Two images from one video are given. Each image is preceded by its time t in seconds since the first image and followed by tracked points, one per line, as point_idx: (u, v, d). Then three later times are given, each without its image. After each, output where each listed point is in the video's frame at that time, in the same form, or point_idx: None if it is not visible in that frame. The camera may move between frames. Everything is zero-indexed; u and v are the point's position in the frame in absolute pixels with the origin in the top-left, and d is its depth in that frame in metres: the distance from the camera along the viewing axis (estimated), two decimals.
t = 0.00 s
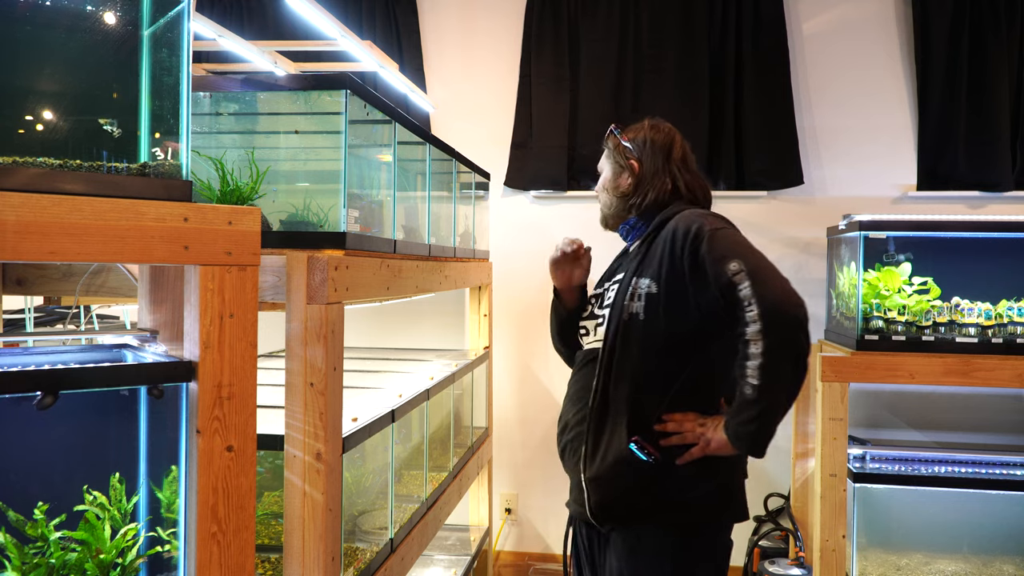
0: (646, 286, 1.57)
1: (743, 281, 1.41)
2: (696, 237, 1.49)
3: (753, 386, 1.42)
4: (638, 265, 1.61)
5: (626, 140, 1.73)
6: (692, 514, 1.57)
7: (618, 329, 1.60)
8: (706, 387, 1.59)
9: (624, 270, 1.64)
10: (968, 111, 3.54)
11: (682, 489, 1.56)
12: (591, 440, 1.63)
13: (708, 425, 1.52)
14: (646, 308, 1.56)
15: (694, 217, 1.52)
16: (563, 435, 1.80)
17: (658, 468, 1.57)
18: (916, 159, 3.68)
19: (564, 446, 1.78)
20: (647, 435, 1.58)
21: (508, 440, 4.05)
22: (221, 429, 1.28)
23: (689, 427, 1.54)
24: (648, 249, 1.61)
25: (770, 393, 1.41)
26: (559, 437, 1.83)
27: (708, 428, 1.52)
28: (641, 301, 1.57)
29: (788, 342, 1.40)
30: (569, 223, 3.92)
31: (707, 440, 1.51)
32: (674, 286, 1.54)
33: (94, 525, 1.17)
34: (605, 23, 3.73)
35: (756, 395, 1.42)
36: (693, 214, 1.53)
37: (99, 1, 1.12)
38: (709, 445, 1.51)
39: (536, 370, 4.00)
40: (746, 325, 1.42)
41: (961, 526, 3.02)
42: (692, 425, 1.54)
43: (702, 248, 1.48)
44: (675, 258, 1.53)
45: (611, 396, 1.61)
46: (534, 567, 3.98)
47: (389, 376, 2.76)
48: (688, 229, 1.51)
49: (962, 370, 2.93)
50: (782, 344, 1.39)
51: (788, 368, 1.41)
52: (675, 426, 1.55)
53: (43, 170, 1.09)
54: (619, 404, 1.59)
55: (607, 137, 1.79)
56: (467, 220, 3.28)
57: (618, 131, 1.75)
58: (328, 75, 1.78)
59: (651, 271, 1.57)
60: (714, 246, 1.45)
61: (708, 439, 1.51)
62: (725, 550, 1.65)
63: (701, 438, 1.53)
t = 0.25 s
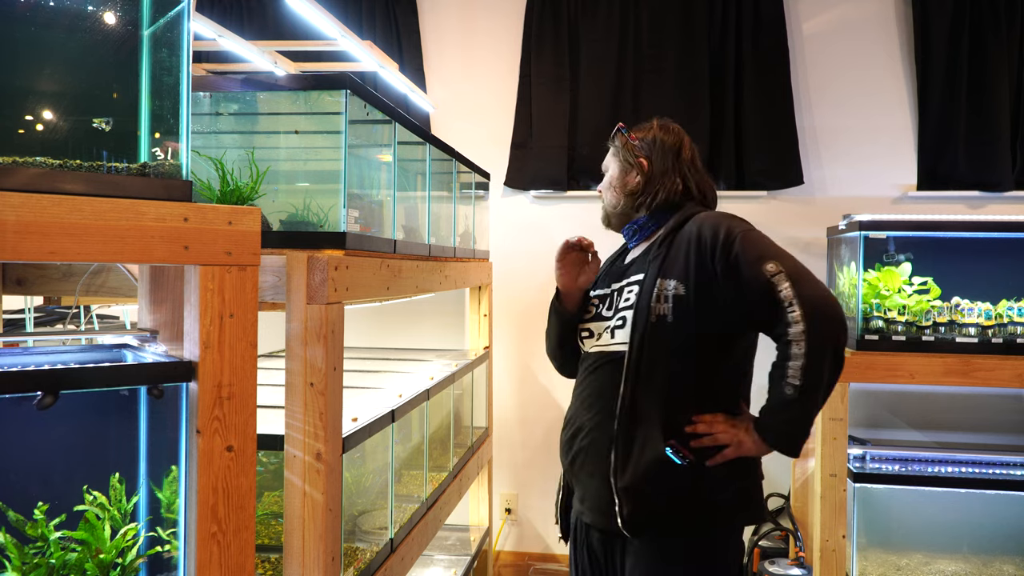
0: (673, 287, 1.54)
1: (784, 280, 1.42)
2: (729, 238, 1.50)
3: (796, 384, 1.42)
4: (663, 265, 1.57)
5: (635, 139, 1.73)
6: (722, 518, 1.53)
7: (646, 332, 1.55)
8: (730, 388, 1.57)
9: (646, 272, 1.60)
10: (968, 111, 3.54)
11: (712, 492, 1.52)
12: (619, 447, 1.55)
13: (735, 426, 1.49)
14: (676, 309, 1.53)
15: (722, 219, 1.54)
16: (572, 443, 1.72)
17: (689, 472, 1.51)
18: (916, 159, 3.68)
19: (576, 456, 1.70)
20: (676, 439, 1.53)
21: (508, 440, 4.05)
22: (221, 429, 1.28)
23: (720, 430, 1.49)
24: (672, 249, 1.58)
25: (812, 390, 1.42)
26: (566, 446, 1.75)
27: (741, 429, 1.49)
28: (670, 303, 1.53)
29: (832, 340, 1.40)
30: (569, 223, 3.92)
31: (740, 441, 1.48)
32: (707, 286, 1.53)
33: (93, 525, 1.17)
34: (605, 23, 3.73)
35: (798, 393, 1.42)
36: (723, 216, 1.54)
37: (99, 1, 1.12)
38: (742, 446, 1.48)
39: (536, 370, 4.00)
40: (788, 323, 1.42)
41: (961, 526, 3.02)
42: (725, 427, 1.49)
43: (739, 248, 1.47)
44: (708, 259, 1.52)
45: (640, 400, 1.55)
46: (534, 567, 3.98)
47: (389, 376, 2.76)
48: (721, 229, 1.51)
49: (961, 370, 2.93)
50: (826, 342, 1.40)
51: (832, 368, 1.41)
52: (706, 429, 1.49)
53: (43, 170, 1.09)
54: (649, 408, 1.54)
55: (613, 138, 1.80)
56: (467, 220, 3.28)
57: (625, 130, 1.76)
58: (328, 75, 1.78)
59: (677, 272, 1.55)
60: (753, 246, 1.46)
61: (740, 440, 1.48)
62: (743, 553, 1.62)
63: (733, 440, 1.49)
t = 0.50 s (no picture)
0: (684, 284, 1.54)
1: (800, 276, 1.46)
2: (741, 237, 1.52)
3: (810, 378, 1.46)
4: (672, 263, 1.57)
5: (643, 139, 1.73)
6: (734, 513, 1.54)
7: (657, 329, 1.54)
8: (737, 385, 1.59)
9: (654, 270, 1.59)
10: (968, 111, 3.54)
11: (725, 488, 1.53)
12: (632, 445, 1.54)
13: (745, 421, 1.52)
14: (687, 306, 1.53)
15: (731, 218, 1.56)
16: (576, 443, 1.70)
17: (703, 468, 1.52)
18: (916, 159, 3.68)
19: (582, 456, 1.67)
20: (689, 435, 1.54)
21: (508, 440, 4.04)
22: (221, 429, 1.28)
23: (732, 425, 1.52)
24: (682, 248, 1.58)
25: (826, 384, 1.46)
26: (569, 447, 1.72)
27: (753, 424, 1.52)
28: (681, 300, 1.53)
29: (844, 335, 1.45)
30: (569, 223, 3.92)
31: (752, 435, 1.51)
32: (718, 284, 1.54)
33: (93, 525, 1.16)
34: (605, 23, 3.73)
35: (813, 387, 1.46)
36: (732, 216, 1.57)
37: (99, 1, 1.12)
38: (754, 439, 1.51)
39: (536, 370, 4.00)
40: (804, 319, 1.46)
41: (961, 526, 3.02)
42: (737, 422, 1.52)
43: (754, 246, 1.50)
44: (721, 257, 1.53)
45: (652, 397, 1.54)
46: (534, 567, 3.98)
47: (389, 376, 2.76)
48: (732, 228, 1.53)
49: (961, 370, 2.93)
50: (839, 337, 1.45)
51: (844, 362, 1.46)
52: (718, 423, 1.52)
53: (43, 170, 1.09)
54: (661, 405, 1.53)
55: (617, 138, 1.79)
56: (467, 220, 3.28)
57: (632, 130, 1.75)
58: (328, 75, 1.78)
59: (687, 269, 1.55)
60: (768, 245, 1.49)
61: (751, 434, 1.51)
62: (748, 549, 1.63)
63: (744, 434, 1.52)
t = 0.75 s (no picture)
0: (670, 282, 1.54)
1: (783, 270, 1.44)
2: (726, 232, 1.51)
3: (798, 371, 1.46)
4: (658, 260, 1.57)
5: (643, 130, 1.69)
6: (731, 508, 1.54)
7: (645, 329, 1.55)
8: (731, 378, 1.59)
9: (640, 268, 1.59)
10: (968, 111, 3.54)
11: (720, 483, 1.53)
12: (625, 444, 1.54)
13: (736, 415, 1.52)
14: (674, 304, 1.53)
15: (715, 212, 1.55)
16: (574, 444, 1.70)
17: (697, 464, 1.53)
18: (916, 159, 3.68)
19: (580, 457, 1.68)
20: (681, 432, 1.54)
21: (508, 440, 4.05)
22: (221, 429, 1.28)
23: (723, 420, 1.52)
24: (667, 245, 1.58)
25: (813, 376, 1.46)
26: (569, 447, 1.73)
27: (745, 418, 1.52)
28: (668, 297, 1.54)
29: (830, 328, 1.45)
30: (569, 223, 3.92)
31: (743, 429, 1.51)
32: (704, 280, 1.54)
33: (93, 525, 1.16)
34: (605, 23, 3.73)
35: (800, 380, 1.46)
36: (715, 209, 1.56)
37: (99, 1, 1.12)
38: (746, 434, 1.51)
39: (536, 370, 4.00)
40: (789, 312, 1.45)
41: (961, 526, 3.02)
42: (728, 417, 1.52)
43: (738, 240, 1.49)
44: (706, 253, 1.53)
45: (643, 396, 1.54)
46: (534, 567, 3.98)
47: (389, 376, 2.76)
48: (716, 223, 1.52)
49: (962, 370, 2.93)
50: (825, 328, 1.44)
51: (830, 354, 1.46)
52: (710, 420, 1.52)
53: (43, 170, 1.09)
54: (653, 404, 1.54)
55: (613, 124, 1.74)
56: (467, 220, 3.28)
57: (631, 120, 1.71)
58: (328, 75, 1.78)
59: (673, 266, 1.55)
60: (751, 238, 1.48)
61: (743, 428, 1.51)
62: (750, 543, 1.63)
63: (735, 429, 1.52)
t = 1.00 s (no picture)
0: (652, 300, 1.53)
1: (760, 285, 1.44)
2: (702, 246, 1.50)
3: (780, 380, 1.47)
4: (640, 275, 1.56)
5: (619, 137, 1.66)
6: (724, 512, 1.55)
7: (631, 347, 1.54)
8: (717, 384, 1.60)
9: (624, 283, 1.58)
10: (968, 111, 3.54)
11: (710, 490, 1.54)
12: (617, 459, 1.55)
13: (722, 423, 1.52)
14: (658, 322, 1.53)
15: (692, 222, 1.54)
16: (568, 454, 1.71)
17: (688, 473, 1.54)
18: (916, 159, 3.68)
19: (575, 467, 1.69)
20: (671, 443, 1.55)
21: (508, 440, 4.05)
22: (221, 429, 1.28)
23: (710, 428, 1.52)
24: (648, 258, 1.57)
25: (794, 384, 1.47)
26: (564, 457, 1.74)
27: (732, 424, 1.52)
28: (652, 316, 1.53)
29: (808, 337, 1.45)
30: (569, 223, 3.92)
31: (729, 437, 1.51)
32: (686, 294, 1.54)
33: (93, 525, 1.17)
34: (605, 23, 3.73)
35: (782, 390, 1.47)
36: (689, 221, 1.55)
37: (99, 1, 1.12)
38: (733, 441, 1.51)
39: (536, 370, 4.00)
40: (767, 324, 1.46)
41: (961, 526, 3.02)
42: (715, 424, 1.52)
43: (715, 254, 1.48)
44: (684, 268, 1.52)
45: (632, 410, 1.55)
46: (534, 567, 3.98)
47: (389, 376, 2.76)
48: (692, 236, 1.52)
49: (962, 370, 2.93)
50: (804, 339, 1.45)
51: (810, 361, 1.47)
52: (698, 428, 1.52)
53: (43, 170, 1.09)
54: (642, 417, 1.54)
55: (587, 131, 1.71)
56: (467, 220, 3.28)
57: (606, 126, 1.68)
58: (328, 75, 1.78)
59: (654, 283, 1.54)
60: (726, 251, 1.47)
61: (730, 435, 1.51)
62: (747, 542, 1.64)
63: (723, 436, 1.52)
